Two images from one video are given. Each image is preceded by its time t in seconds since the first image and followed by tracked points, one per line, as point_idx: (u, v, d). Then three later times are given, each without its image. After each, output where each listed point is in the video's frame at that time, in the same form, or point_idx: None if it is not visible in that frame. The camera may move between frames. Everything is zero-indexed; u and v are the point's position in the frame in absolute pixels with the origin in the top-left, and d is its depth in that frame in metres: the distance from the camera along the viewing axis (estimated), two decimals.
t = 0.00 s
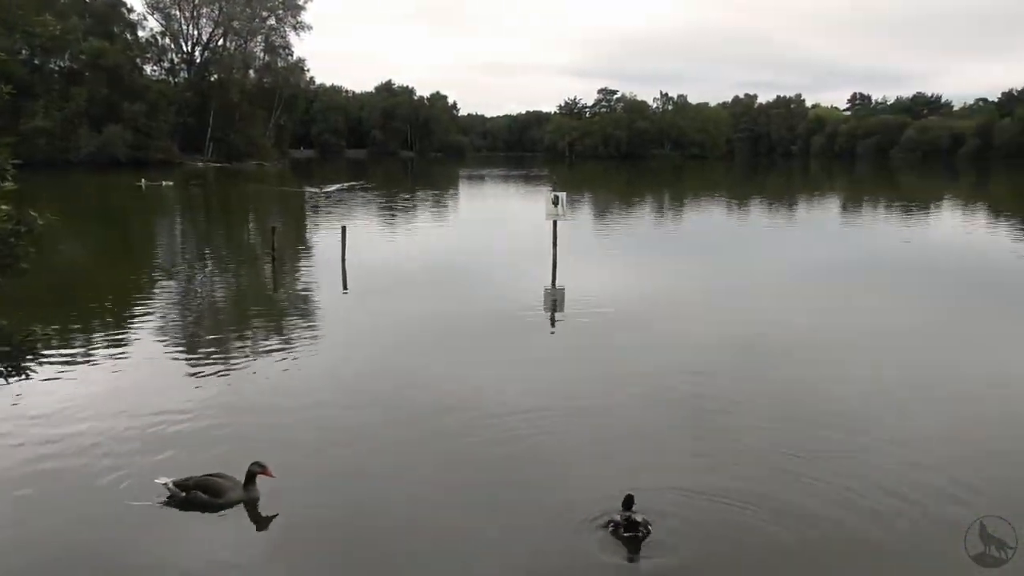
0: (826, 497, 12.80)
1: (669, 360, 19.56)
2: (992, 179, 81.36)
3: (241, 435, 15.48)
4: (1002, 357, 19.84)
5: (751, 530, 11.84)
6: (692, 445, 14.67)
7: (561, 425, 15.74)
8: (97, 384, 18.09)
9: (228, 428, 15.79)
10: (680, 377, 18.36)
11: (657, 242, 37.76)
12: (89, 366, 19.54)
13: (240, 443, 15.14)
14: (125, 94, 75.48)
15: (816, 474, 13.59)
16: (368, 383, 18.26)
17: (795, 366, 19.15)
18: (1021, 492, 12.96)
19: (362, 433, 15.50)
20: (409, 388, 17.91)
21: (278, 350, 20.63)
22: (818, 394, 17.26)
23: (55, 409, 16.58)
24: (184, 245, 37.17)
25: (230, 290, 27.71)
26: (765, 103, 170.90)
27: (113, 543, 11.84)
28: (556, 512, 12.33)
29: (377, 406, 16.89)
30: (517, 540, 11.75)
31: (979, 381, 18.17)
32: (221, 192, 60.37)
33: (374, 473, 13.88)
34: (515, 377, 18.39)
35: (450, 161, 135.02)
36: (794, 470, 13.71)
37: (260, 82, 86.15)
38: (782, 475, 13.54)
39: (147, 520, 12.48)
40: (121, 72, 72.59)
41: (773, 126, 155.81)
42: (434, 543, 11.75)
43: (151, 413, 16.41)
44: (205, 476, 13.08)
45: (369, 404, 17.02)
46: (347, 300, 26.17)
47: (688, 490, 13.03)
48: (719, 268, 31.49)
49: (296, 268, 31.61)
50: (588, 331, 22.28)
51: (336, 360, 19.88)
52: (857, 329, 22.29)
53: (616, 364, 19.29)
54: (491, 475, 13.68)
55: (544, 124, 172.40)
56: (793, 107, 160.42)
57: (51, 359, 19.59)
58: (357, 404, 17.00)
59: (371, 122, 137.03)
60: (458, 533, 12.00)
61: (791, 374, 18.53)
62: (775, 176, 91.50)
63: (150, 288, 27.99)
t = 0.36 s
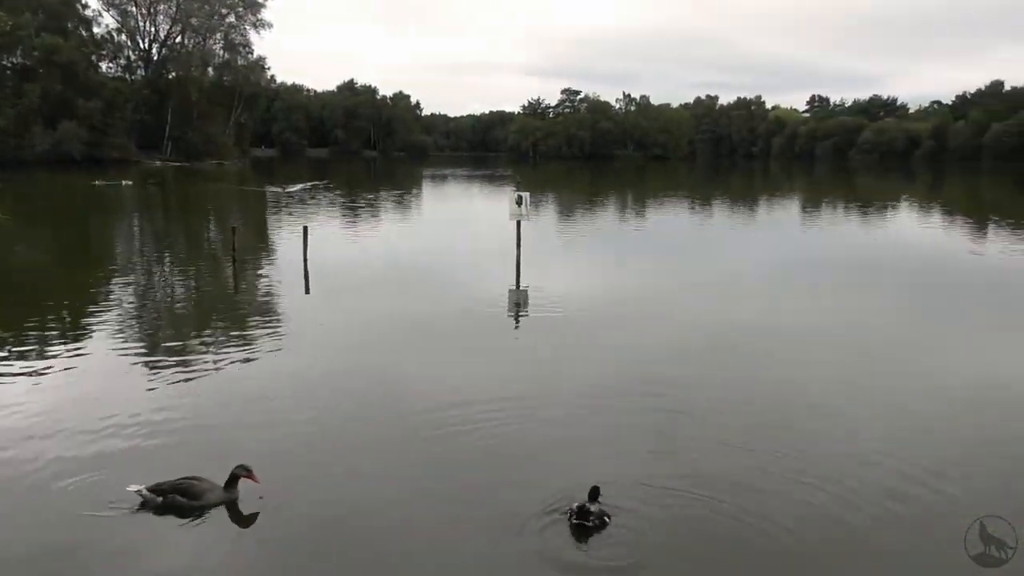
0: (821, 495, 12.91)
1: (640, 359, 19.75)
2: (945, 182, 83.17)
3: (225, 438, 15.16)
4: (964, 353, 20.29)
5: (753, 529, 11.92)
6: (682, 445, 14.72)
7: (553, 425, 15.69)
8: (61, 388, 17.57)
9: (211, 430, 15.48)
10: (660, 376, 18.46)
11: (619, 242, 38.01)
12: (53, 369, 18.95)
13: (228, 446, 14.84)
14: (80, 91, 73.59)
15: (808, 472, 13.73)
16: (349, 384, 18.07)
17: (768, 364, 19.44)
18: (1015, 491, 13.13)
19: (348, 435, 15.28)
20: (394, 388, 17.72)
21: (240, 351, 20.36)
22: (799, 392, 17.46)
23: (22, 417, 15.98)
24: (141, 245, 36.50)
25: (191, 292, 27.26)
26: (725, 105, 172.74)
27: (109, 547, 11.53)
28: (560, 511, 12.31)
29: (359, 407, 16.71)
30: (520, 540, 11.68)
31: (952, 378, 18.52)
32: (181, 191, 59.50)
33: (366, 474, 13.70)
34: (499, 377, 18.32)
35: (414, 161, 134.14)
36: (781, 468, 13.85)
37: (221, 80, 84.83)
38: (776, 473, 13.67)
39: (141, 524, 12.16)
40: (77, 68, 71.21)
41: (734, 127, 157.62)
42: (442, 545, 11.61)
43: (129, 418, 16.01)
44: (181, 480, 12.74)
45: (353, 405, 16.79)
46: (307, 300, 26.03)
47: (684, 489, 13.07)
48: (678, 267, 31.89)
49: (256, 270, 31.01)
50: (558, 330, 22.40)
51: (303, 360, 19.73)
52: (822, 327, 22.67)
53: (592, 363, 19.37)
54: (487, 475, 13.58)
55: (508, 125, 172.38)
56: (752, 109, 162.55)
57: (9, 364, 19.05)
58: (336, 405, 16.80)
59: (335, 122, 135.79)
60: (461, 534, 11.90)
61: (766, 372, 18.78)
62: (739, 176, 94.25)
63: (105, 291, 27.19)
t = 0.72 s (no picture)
0: (820, 495, 12.99)
1: (623, 358, 19.84)
2: (913, 180, 84.35)
3: (217, 444, 14.96)
4: (944, 350, 20.55)
5: (754, 529, 11.97)
6: (677, 445, 14.78)
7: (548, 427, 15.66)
8: (42, 393, 17.28)
9: (203, 435, 15.29)
10: (649, 376, 18.54)
11: (595, 241, 38.23)
12: (26, 374, 18.58)
13: (222, 452, 14.66)
14: (48, 91, 72.24)
15: (806, 471, 13.81)
16: (337, 386, 17.94)
17: (753, 364, 19.59)
18: (1012, 490, 13.26)
19: (344, 439, 15.14)
20: (385, 391, 17.58)
21: (220, 353, 20.20)
22: (788, 391, 17.59)
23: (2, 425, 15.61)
24: (112, 246, 36.00)
25: (163, 294, 26.91)
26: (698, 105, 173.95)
27: (104, 555, 11.31)
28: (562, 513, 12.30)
29: (350, 409, 16.59)
30: (524, 542, 11.61)
31: (937, 375, 18.71)
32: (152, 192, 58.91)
33: (363, 478, 13.57)
34: (490, 378, 18.25)
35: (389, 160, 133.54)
36: (778, 467, 13.92)
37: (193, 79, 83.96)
38: (773, 472, 13.75)
39: (137, 531, 11.96)
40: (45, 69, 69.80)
41: (707, 127, 158.73)
42: (447, 549, 11.51)
43: (117, 423, 15.77)
44: (175, 483, 12.60)
45: (344, 408, 16.66)
46: (283, 301, 25.94)
47: (683, 489, 13.10)
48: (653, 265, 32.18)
49: (229, 271, 30.73)
50: (541, 329, 22.46)
51: (288, 362, 19.58)
52: (803, 326, 22.88)
53: (579, 363, 19.41)
54: (486, 478, 13.51)
55: (483, 124, 172.21)
56: (726, 109, 163.89)
57: None
58: (326, 407, 16.69)
59: (308, 122, 134.96)
60: (464, 537, 11.82)
61: (753, 371, 18.93)
62: (714, 176, 94.24)
63: (76, 292, 26.86)
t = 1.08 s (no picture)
0: (818, 495, 12.99)
1: (611, 359, 19.82)
2: (888, 181, 85.13)
3: (206, 448, 14.71)
4: (927, 349, 20.71)
5: (756, 531, 11.94)
6: (673, 446, 14.73)
7: (542, 429, 15.55)
8: (22, 397, 16.99)
9: (192, 440, 15.05)
10: (639, 377, 18.51)
11: (575, 241, 38.30)
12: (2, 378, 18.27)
13: (212, 456, 14.42)
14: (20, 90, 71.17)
15: (803, 472, 13.80)
16: (325, 388, 17.74)
17: (741, 363, 19.62)
18: (1008, 489, 13.31)
19: (337, 442, 14.95)
20: (375, 393, 17.40)
21: (203, 356, 19.93)
22: (779, 390, 17.61)
23: None
24: (86, 248, 35.60)
25: (140, 295, 26.56)
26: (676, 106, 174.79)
27: (96, 563, 11.09)
28: (561, 515, 12.20)
29: (340, 411, 16.40)
30: (524, 544, 11.50)
31: (925, 374, 18.81)
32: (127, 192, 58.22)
33: (358, 482, 13.40)
34: (480, 379, 18.12)
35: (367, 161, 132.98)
36: (775, 468, 13.91)
37: (168, 78, 83.07)
38: (770, 473, 13.74)
39: (128, 538, 11.71)
40: (17, 69, 68.73)
41: (685, 127, 159.47)
42: (447, 553, 11.36)
43: (102, 428, 15.48)
44: (173, 484, 12.50)
45: (334, 410, 16.45)
46: (264, 302, 25.71)
47: (682, 489, 13.07)
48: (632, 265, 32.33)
49: (207, 273, 30.35)
50: (527, 330, 22.40)
51: (274, 365, 19.34)
52: (787, 325, 22.99)
53: (569, 364, 19.35)
54: (484, 480, 13.37)
55: (462, 125, 171.99)
56: (703, 109, 164.86)
57: None
58: (316, 410, 16.48)
59: (286, 122, 134.10)
60: (465, 540, 11.68)
61: (742, 371, 18.96)
62: (691, 176, 94.64)
63: (50, 295, 26.41)
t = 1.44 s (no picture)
0: (815, 495, 13.08)
1: (598, 360, 19.85)
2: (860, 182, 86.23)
3: (196, 453, 14.48)
4: (908, 348, 20.97)
5: (758, 532, 11.95)
6: (669, 448, 14.72)
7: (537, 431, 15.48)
8: None
9: (181, 444, 14.84)
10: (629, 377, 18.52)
11: (554, 241, 38.41)
12: None
13: (202, 461, 14.20)
14: None
15: (799, 473, 13.84)
16: (313, 391, 17.55)
17: (728, 363, 19.71)
18: (1003, 489, 13.44)
19: (330, 445, 14.79)
20: (364, 395, 17.27)
21: (185, 359, 19.65)
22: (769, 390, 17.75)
23: None
24: (57, 248, 35.12)
25: (113, 296, 26.26)
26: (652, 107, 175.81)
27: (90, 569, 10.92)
28: (560, 517, 12.19)
29: (331, 415, 16.24)
30: (527, 550, 11.41)
31: (911, 373, 19.03)
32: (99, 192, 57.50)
33: (355, 485, 13.25)
34: (470, 381, 18.07)
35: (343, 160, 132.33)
36: (771, 470, 13.94)
37: (141, 76, 82.01)
38: (768, 474, 13.76)
39: (120, 546, 11.49)
40: None
41: (661, 128, 160.43)
42: (450, 558, 11.25)
43: (87, 432, 15.18)
44: (165, 486, 12.39)
45: (325, 414, 16.27)
46: (244, 303, 25.44)
47: (679, 490, 13.11)
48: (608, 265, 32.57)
49: (182, 274, 29.98)
50: (513, 330, 22.39)
51: (259, 367, 19.13)
52: (768, 325, 23.21)
53: (557, 365, 19.37)
54: (482, 483, 13.29)
55: (439, 125, 171.75)
56: (679, 110, 165.97)
57: None
58: (305, 414, 16.30)
59: (261, 121, 133.11)
60: (468, 541, 11.63)
61: (730, 371, 19.09)
62: (667, 176, 95.35)
63: (21, 296, 26.02)
